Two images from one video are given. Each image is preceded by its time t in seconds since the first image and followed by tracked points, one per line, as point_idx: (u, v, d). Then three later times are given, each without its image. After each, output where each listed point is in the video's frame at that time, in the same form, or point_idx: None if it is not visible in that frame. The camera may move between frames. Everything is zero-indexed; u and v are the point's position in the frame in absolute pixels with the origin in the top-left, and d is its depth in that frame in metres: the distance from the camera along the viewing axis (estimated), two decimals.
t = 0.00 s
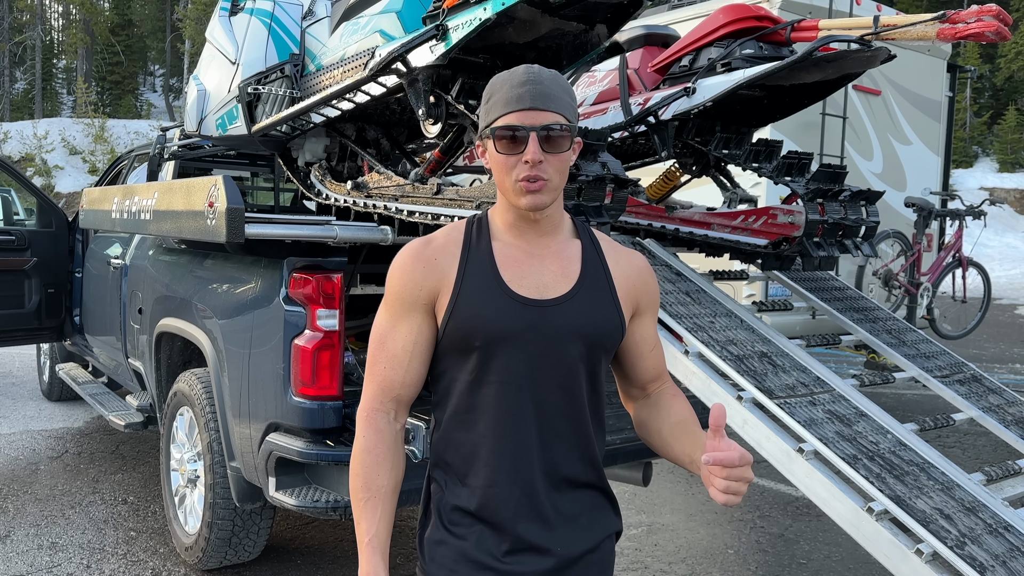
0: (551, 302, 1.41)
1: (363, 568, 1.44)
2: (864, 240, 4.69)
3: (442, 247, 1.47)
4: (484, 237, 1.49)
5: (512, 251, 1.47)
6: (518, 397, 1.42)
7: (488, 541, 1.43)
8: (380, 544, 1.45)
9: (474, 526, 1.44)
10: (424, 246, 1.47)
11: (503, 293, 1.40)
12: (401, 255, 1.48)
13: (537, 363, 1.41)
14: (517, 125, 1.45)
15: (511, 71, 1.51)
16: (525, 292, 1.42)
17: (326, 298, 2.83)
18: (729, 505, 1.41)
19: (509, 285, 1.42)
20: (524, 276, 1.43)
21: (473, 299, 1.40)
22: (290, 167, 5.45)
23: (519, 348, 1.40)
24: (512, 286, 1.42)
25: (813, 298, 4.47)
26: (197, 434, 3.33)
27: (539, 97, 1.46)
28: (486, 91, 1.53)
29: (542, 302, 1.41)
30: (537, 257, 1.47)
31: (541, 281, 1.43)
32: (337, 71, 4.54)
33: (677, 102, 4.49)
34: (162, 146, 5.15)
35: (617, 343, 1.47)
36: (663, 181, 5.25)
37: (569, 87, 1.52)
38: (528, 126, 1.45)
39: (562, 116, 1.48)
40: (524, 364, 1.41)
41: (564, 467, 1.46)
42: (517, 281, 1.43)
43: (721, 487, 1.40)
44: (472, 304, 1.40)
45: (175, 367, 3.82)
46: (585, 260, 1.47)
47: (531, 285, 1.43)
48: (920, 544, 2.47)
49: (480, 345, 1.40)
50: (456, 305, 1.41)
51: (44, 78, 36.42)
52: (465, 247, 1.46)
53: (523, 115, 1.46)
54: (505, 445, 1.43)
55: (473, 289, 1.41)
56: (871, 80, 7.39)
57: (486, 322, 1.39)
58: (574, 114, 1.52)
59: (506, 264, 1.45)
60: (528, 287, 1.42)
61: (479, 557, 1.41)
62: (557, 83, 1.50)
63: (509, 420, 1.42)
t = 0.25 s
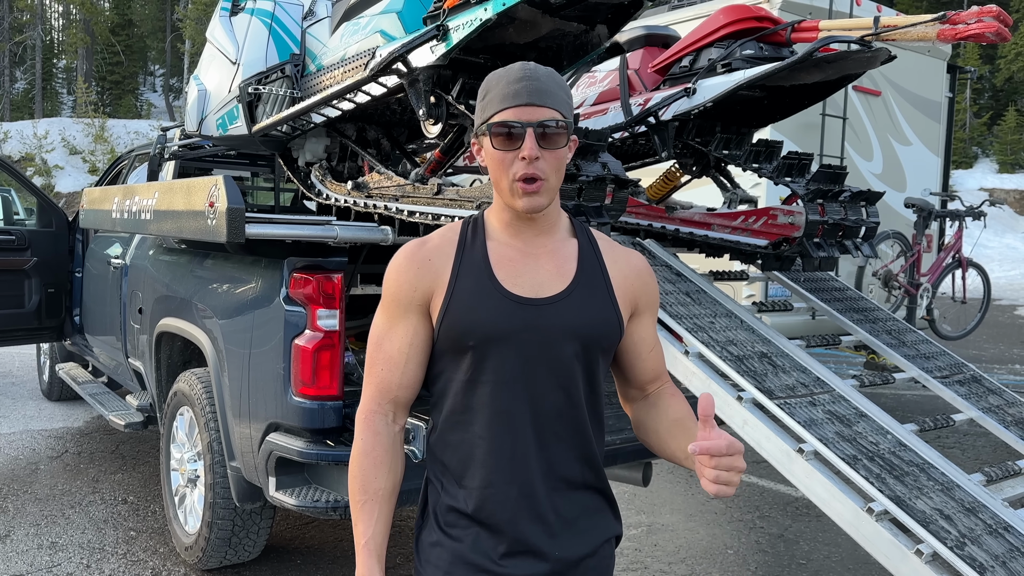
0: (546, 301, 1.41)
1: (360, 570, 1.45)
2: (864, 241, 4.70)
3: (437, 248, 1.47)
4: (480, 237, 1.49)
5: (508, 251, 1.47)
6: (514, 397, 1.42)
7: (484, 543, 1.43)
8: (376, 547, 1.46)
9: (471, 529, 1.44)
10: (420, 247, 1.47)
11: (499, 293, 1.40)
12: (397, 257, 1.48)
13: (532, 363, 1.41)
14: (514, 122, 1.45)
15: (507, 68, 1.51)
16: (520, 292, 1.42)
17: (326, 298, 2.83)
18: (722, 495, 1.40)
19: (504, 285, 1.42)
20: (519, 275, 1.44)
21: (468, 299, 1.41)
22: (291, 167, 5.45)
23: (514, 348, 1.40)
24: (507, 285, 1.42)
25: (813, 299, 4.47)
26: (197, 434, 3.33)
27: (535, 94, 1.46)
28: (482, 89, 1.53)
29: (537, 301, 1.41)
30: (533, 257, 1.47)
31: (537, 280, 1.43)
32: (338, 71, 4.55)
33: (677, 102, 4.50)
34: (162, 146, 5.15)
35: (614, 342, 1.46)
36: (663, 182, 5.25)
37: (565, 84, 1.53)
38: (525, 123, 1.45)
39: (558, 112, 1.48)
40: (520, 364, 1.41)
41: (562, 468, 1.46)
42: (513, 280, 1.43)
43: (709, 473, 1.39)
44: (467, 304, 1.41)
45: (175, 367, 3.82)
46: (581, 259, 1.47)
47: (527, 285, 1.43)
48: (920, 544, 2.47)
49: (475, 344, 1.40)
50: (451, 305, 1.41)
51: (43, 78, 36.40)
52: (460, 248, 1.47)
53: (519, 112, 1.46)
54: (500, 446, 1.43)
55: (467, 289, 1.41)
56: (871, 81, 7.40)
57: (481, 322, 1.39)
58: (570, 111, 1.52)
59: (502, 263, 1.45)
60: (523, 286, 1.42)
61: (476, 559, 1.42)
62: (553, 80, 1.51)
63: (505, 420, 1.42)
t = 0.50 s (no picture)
0: (546, 298, 1.41)
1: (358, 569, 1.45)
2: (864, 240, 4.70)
3: (437, 246, 1.47)
4: (479, 235, 1.49)
5: (507, 249, 1.47)
6: (513, 395, 1.42)
7: (483, 543, 1.43)
8: (374, 546, 1.45)
9: (469, 529, 1.44)
10: (419, 245, 1.47)
11: (498, 291, 1.40)
12: (395, 255, 1.48)
13: (531, 361, 1.41)
14: (515, 118, 1.45)
15: (509, 64, 1.51)
16: (519, 289, 1.42)
17: (326, 297, 2.83)
18: (739, 441, 1.41)
19: (503, 282, 1.42)
20: (518, 273, 1.44)
21: (467, 297, 1.41)
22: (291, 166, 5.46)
23: (513, 346, 1.40)
24: (506, 283, 1.42)
25: (813, 298, 4.47)
26: (197, 433, 3.33)
27: (539, 90, 1.46)
28: (484, 85, 1.53)
29: (536, 299, 1.41)
30: (532, 254, 1.47)
31: (536, 278, 1.43)
32: (338, 70, 4.55)
33: (677, 102, 4.50)
34: (162, 145, 5.15)
35: (614, 340, 1.46)
36: (663, 182, 5.26)
37: (568, 82, 1.53)
38: (527, 120, 1.45)
39: (560, 109, 1.48)
40: (519, 362, 1.41)
41: (561, 467, 1.46)
42: (512, 277, 1.43)
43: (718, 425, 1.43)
44: (466, 302, 1.41)
45: (175, 366, 3.82)
46: (580, 257, 1.47)
47: (526, 282, 1.43)
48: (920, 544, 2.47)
49: (473, 342, 1.41)
50: (450, 303, 1.41)
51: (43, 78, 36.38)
52: (459, 246, 1.47)
53: (522, 109, 1.46)
54: (499, 444, 1.43)
55: (467, 287, 1.41)
56: (871, 81, 7.40)
57: (480, 319, 1.39)
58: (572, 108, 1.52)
59: (501, 261, 1.45)
60: (523, 284, 1.42)
61: (475, 558, 1.42)
62: (556, 77, 1.50)
63: (503, 418, 1.42)
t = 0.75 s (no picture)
0: (548, 298, 1.41)
1: (362, 567, 1.44)
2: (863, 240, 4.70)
3: (439, 246, 1.47)
4: (481, 235, 1.49)
5: (509, 249, 1.47)
6: (516, 395, 1.42)
7: (485, 542, 1.43)
8: (378, 545, 1.45)
9: (472, 528, 1.44)
10: (422, 245, 1.47)
11: (500, 291, 1.40)
12: (398, 255, 1.48)
13: (534, 361, 1.41)
14: (510, 121, 1.45)
15: (503, 67, 1.51)
16: (521, 290, 1.42)
17: (326, 297, 2.83)
18: (755, 428, 1.41)
19: (506, 282, 1.42)
20: (520, 273, 1.44)
21: (469, 297, 1.41)
22: (291, 165, 5.46)
23: (515, 346, 1.40)
24: (509, 283, 1.42)
25: (813, 298, 4.47)
26: (197, 432, 3.33)
27: (532, 93, 1.46)
28: (479, 89, 1.53)
29: (539, 299, 1.41)
30: (534, 255, 1.47)
31: (538, 278, 1.43)
32: (338, 70, 4.55)
33: (677, 102, 4.50)
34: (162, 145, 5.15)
35: (616, 340, 1.46)
36: (663, 182, 5.26)
37: (564, 82, 1.53)
38: (522, 122, 1.45)
39: (556, 111, 1.48)
40: (521, 362, 1.41)
41: (564, 467, 1.46)
42: (514, 278, 1.43)
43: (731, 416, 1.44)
44: (468, 302, 1.41)
45: (175, 365, 3.82)
46: (582, 257, 1.47)
47: (528, 283, 1.43)
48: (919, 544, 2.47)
49: (476, 343, 1.40)
50: (453, 303, 1.41)
51: (43, 77, 36.36)
52: (462, 246, 1.47)
53: (517, 111, 1.46)
54: (502, 444, 1.43)
55: (469, 287, 1.41)
56: (871, 81, 7.41)
57: (482, 320, 1.39)
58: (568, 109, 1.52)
59: (503, 262, 1.45)
60: (525, 284, 1.42)
61: (477, 557, 1.42)
62: (549, 78, 1.50)
63: (506, 418, 1.42)
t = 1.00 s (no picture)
0: (551, 301, 1.41)
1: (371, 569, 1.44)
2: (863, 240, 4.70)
3: (442, 249, 1.47)
4: (484, 237, 1.48)
5: (512, 251, 1.47)
6: (519, 397, 1.42)
7: (488, 540, 1.43)
8: (386, 546, 1.45)
9: (475, 525, 1.44)
10: (425, 247, 1.47)
11: (503, 294, 1.40)
12: (401, 257, 1.48)
13: (537, 363, 1.41)
14: (513, 121, 1.45)
15: (506, 66, 1.51)
16: (524, 292, 1.41)
17: (326, 297, 2.82)
18: (754, 436, 1.41)
19: (508, 285, 1.42)
20: (523, 276, 1.43)
21: (473, 300, 1.40)
22: (291, 165, 5.46)
23: (518, 348, 1.40)
24: (511, 286, 1.42)
25: (813, 298, 4.47)
26: (196, 432, 3.32)
27: (534, 92, 1.46)
28: (481, 88, 1.52)
29: (542, 301, 1.40)
30: (536, 257, 1.47)
31: (541, 281, 1.43)
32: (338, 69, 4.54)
33: (677, 101, 4.50)
34: (161, 144, 5.15)
35: (618, 342, 1.46)
36: (663, 181, 5.25)
37: (564, 82, 1.52)
38: (524, 121, 1.45)
39: (558, 110, 1.48)
40: (524, 364, 1.41)
41: (567, 467, 1.45)
42: (517, 280, 1.42)
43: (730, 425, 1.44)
44: (472, 304, 1.40)
45: (174, 365, 3.81)
46: (585, 258, 1.47)
47: (531, 285, 1.42)
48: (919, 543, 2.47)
49: (479, 346, 1.40)
50: (456, 306, 1.41)
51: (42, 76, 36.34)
52: (465, 248, 1.46)
53: (519, 110, 1.46)
54: (505, 446, 1.42)
55: (473, 290, 1.41)
56: (870, 81, 7.41)
57: (486, 323, 1.39)
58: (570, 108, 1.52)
59: (506, 264, 1.45)
60: (528, 287, 1.42)
61: (481, 555, 1.42)
62: (551, 77, 1.50)
63: (509, 420, 1.42)
